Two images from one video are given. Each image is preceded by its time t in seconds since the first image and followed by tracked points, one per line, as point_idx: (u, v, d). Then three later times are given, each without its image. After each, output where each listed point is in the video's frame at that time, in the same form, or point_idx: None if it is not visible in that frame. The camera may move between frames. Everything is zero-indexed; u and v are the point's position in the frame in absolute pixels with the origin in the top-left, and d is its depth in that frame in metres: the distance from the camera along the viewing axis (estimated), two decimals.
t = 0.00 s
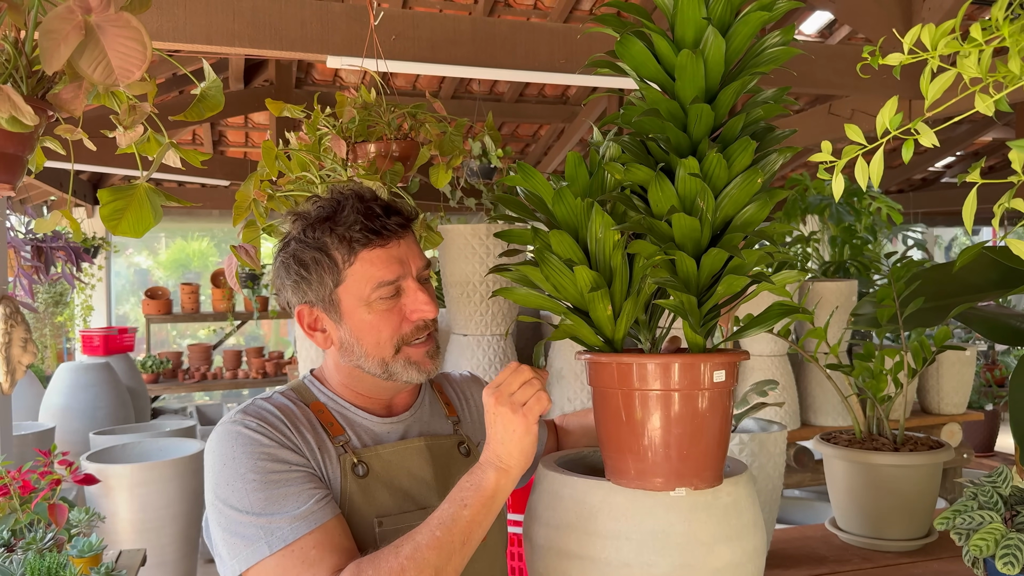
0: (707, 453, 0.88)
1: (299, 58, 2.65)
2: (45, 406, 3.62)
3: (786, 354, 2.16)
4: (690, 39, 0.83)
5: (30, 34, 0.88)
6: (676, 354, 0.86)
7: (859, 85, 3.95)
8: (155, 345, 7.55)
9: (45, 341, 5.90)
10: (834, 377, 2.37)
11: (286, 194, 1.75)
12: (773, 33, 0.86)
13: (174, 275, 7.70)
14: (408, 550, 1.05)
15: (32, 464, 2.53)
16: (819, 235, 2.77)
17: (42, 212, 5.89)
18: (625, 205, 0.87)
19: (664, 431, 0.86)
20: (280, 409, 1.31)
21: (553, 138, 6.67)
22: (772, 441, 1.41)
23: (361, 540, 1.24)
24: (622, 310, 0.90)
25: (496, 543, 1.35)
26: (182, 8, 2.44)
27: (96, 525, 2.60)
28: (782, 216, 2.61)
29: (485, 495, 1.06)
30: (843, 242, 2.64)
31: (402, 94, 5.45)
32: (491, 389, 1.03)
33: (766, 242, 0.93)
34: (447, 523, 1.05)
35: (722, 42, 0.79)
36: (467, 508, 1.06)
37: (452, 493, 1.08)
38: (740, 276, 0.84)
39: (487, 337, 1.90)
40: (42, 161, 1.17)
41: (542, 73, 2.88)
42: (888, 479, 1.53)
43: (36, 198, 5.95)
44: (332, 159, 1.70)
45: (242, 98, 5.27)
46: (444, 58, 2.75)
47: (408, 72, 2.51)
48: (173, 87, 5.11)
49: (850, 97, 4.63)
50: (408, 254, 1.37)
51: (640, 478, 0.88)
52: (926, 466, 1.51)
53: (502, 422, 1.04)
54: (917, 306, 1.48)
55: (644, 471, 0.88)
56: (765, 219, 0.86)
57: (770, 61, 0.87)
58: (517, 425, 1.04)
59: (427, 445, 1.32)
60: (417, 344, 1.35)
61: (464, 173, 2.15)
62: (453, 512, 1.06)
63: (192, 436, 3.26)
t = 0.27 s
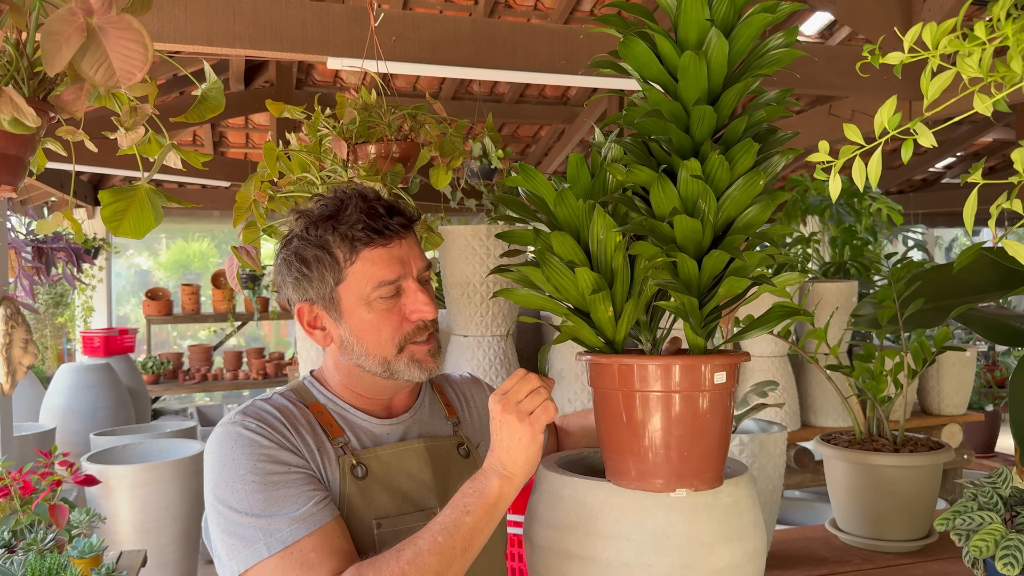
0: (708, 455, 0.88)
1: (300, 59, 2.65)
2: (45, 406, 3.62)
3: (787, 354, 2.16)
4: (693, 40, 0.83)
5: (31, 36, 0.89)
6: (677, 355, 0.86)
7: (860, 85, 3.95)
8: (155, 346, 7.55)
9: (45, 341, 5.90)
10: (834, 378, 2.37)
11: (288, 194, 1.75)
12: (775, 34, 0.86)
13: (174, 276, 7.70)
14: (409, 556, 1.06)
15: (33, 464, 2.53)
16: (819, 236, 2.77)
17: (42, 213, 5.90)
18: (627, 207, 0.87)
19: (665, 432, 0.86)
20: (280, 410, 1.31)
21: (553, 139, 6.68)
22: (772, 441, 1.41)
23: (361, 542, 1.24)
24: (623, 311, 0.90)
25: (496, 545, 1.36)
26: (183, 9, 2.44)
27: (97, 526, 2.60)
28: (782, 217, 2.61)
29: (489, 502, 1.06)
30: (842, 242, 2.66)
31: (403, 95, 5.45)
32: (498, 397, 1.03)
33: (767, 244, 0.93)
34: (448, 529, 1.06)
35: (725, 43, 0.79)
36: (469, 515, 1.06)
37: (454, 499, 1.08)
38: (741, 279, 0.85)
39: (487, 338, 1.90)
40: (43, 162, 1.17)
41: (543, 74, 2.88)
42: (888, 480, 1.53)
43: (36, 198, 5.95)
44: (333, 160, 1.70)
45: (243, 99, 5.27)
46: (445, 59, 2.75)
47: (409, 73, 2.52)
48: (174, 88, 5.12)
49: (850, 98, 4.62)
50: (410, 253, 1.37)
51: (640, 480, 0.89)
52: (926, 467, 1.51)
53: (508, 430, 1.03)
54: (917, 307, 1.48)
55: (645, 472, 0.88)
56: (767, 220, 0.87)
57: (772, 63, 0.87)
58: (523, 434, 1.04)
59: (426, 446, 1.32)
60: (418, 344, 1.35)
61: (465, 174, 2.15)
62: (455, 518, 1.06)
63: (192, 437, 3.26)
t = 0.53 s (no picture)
0: (707, 455, 0.88)
1: (300, 60, 2.65)
2: (46, 407, 3.62)
3: (787, 355, 2.16)
4: (691, 41, 0.83)
5: (32, 37, 0.89)
6: (677, 356, 0.86)
7: (860, 86, 3.95)
8: (155, 346, 7.54)
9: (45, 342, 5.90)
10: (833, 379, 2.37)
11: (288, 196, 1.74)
12: (773, 35, 0.86)
13: (174, 276, 7.70)
14: (406, 555, 1.06)
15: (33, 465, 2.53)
16: (819, 237, 2.77)
17: (43, 214, 5.90)
18: (626, 207, 0.87)
19: (664, 432, 0.86)
20: (280, 410, 1.31)
21: (553, 139, 6.68)
22: (772, 441, 1.41)
23: (360, 542, 1.24)
24: (623, 312, 0.91)
25: (497, 545, 1.36)
26: (183, 10, 2.44)
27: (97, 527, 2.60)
28: (783, 217, 2.61)
29: (484, 504, 1.06)
30: (841, 242, 2.66)
31: (403, 96, 5.46)
32: (495, 398, 1.03)
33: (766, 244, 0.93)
34: (446, 529, 1.06)
35: (723, 44, 0.79)
36: (467, 515, 1.06)
37: (451, 500, 1.08)
38: (740, 279, 0.85)
39: (487, 339, 1.90)
40: (43, 162, 1.17)
41: (543, 75, 2.88)
42: (888, 481, 1.53)
43: (37, 199, 5.95)
44: (333, 161, 1.70)
45: (243, 100, 5.27)
46: (445, 60, 2.76)
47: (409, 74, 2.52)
48: (174, 89, 5.13)
49: (850, 98, 4.62)
50: (386, 249, 1.36)
51: (640, 480, 0.89)
52: (926, 467, 1.51)
53: (505, 431, 1.03)
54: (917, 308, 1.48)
55: (644, 473, 0.88)
56: (765, 221, 0.87)
57: (771, 64, 0.87)
58: (520, 434, 1.04)
59: (426, 447, 1.32)
60: (389, 344, 1.34)
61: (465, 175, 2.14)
62: (451, 519, 1.06)
63: (192, 438, 3.26)
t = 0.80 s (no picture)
0: (707, 456, 0.88)
1: (300, 61, 2.65)
2: (45, 408, 3.62)
3: (786, 356, 2.15)
4: (694, 42, 0.83)
5: (31, 38, 0.89)
6: (677, 357, 0.86)
7: (860, 87, 3.95)
8: (155, 347, 7.54)
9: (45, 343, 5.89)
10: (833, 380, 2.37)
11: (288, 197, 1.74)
12: (776, 36, 0.86)
13: (174, 277, 7.70)
14: (400, 548, 1.05)
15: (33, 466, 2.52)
16: (819, 238, 2.77)
17: (43, 215, 5.89)
18: (627, 208, 0.87)
19: (665, 432, 0.86)
20: (279, 406, 1.31)
21: (553, 140, 6.68)
22: (772, 442, 1.42)
23: (360, 542, 1.24)
24: (623, 313, 0.91)
25: (496, 545, 1.36)
26: (183, 11, 2.44)
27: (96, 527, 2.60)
28: (782, 218, 2.62)
29: (474, 493, 1.06)
30: (841, 243, 2.66)
31: (402, 97, 5.46)
32: (483, 386, 1.03)
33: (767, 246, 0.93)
34: (437, 519, 1.06)
35: (726, 44, 0.79)
36: (458, 505, 1.06)
37: (442, 491, 1.08)
38: (742, 280, 0.85)
39: (487, 340, 1.90)
40: (43, 163, 1.17)
41: (543, 76, 2.88)
42: (888, 481, 1.53)
43: (37, 200, 5.95)
44: (333, 162, 1.70)
45: (243, 100, 5.27)
46: (445, 61, 2.76)
47: (409, 74, 2.52)
48: (174, 89, 5.13)
49: (850, 99, 4.62)
50: (384, 241, 1.36)
51: (641, 481, 0.88)
52: (926, 468, 1.51)
53: (494, 419, 1.04)
54: (917, 308, 1.48)
55: (645, 474, 0.88)
56: (767, 222, 0.87)
57: (773, 65, 0.87)
58: (509, 422, 1.04)
59: (425, 446, 1.32)
60: (377, 333, 1.33)
61: (465, 175, 2.14)
62: (444, 509, 1.06)
63: (192, 438, 3.26)
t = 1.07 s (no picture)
0: (706, 456, 0.88)
1: (299, 62, 2.65)
2: (45, 408, 3.62)
3: (786, 357, 2.16)
4: (690, 43, 0.83)
5: (30, 38, 0.89)
6: (676, 357, 0.86)
7: (859, 88, 3.95)
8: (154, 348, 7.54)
9: (44, 343, 5.88)
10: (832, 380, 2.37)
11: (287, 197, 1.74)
12: (773, 36, 0.86)
13: (174, 278, 7.70)
14: (399, 551, 1.05)
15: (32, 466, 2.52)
16: (818, 238, 2.77)
17: (42, 215, 5.89)
18: (624, 209, 0.87)
19: (663, 433, 0.86)
20: (275, 407, 1.31)
21: (552, 141, 6.69)
22: (771, 443, 1.42)
23: (357, 542, 1.25)
24: (621, 314, 0.90)
25: (494, 546, 1.36)
26: (182, 12, 2.45)
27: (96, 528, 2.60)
28: (782, 219, 2.62)
29: (477, 503, 1.06)
30: (841, 243, 2.67)
31: (402, 97, 5.47)
32: (492, 395, 1.04)
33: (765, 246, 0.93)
34: (438, 527, 1.05)
35: (723, 45, 0.79)
36: (460, 513, 1.06)
37: (444, 499, 1.08)
38: (739, 280, 0.85)
39: (486, 341, 1.90)
40: (42, 164, 1.17)
41: (542, 76, 2.88)
42: (887, 481, 1.53)
43: (36, 200, 5.95)
44: (332, 163, 1.70)
45: (243, 101, 5.27)
46: (444, 61, 2.76)
47: (408, 75, 2.52)
48: (174, 90, 5.13)
49: (849, 100, 4.63)
50: (408, 251, 1.36)
51: (640, 481, 0.88)
52: (925, 468, 1.51)
53: (500, 429, 1.04)
54: (916, 309, 1.48)
55: (644, 474, 0.88)
56: (764, 223, 0.87)
57: (770, 65, 0.87)
58: (515, 433, 1.04)
59: (422, 447, 1.32)
60: (389, 340, 1.33)
61: (464, 176, 2.14)
62: (445, 517, 1.06)
63: (192, 439, 3.26)
